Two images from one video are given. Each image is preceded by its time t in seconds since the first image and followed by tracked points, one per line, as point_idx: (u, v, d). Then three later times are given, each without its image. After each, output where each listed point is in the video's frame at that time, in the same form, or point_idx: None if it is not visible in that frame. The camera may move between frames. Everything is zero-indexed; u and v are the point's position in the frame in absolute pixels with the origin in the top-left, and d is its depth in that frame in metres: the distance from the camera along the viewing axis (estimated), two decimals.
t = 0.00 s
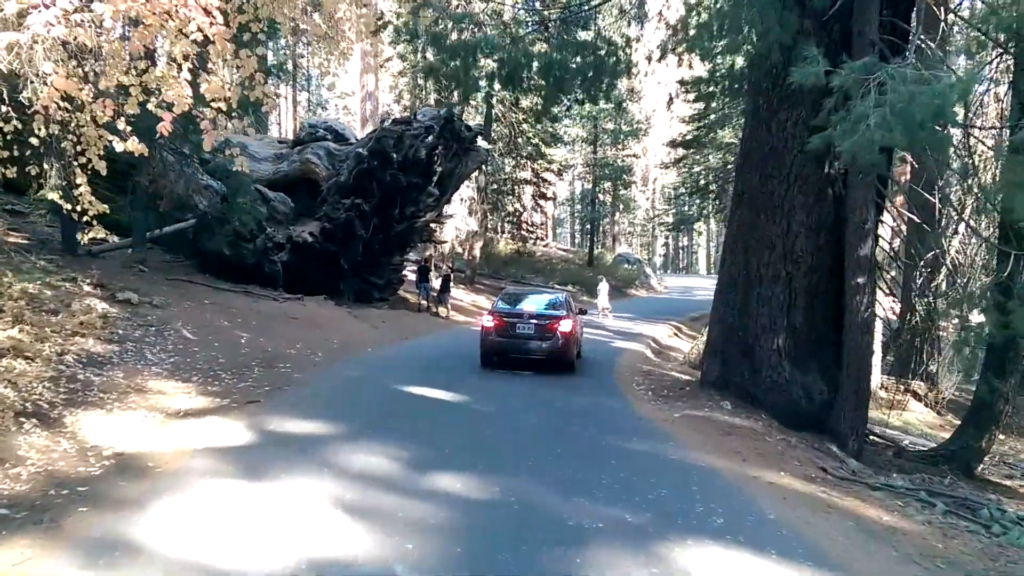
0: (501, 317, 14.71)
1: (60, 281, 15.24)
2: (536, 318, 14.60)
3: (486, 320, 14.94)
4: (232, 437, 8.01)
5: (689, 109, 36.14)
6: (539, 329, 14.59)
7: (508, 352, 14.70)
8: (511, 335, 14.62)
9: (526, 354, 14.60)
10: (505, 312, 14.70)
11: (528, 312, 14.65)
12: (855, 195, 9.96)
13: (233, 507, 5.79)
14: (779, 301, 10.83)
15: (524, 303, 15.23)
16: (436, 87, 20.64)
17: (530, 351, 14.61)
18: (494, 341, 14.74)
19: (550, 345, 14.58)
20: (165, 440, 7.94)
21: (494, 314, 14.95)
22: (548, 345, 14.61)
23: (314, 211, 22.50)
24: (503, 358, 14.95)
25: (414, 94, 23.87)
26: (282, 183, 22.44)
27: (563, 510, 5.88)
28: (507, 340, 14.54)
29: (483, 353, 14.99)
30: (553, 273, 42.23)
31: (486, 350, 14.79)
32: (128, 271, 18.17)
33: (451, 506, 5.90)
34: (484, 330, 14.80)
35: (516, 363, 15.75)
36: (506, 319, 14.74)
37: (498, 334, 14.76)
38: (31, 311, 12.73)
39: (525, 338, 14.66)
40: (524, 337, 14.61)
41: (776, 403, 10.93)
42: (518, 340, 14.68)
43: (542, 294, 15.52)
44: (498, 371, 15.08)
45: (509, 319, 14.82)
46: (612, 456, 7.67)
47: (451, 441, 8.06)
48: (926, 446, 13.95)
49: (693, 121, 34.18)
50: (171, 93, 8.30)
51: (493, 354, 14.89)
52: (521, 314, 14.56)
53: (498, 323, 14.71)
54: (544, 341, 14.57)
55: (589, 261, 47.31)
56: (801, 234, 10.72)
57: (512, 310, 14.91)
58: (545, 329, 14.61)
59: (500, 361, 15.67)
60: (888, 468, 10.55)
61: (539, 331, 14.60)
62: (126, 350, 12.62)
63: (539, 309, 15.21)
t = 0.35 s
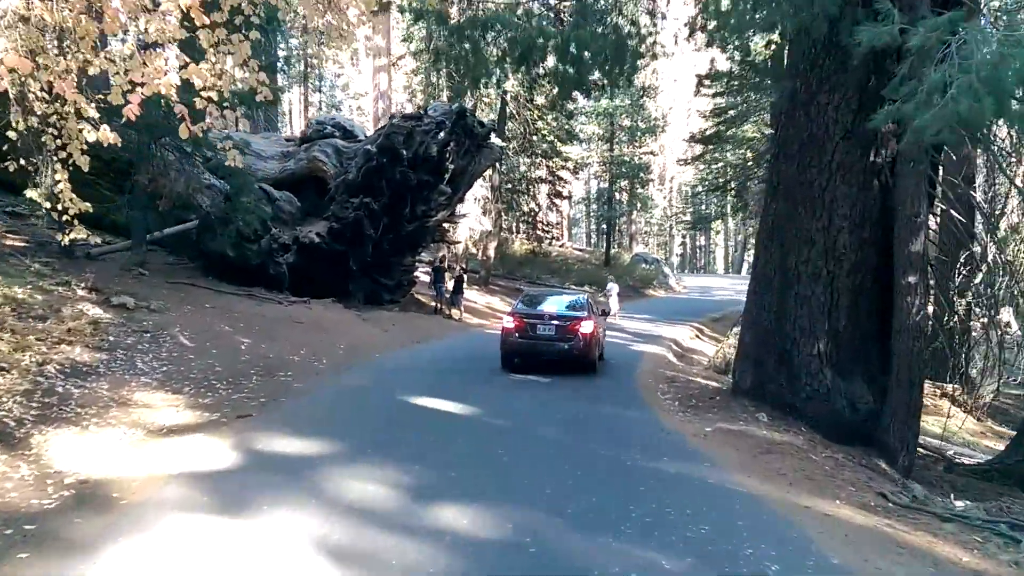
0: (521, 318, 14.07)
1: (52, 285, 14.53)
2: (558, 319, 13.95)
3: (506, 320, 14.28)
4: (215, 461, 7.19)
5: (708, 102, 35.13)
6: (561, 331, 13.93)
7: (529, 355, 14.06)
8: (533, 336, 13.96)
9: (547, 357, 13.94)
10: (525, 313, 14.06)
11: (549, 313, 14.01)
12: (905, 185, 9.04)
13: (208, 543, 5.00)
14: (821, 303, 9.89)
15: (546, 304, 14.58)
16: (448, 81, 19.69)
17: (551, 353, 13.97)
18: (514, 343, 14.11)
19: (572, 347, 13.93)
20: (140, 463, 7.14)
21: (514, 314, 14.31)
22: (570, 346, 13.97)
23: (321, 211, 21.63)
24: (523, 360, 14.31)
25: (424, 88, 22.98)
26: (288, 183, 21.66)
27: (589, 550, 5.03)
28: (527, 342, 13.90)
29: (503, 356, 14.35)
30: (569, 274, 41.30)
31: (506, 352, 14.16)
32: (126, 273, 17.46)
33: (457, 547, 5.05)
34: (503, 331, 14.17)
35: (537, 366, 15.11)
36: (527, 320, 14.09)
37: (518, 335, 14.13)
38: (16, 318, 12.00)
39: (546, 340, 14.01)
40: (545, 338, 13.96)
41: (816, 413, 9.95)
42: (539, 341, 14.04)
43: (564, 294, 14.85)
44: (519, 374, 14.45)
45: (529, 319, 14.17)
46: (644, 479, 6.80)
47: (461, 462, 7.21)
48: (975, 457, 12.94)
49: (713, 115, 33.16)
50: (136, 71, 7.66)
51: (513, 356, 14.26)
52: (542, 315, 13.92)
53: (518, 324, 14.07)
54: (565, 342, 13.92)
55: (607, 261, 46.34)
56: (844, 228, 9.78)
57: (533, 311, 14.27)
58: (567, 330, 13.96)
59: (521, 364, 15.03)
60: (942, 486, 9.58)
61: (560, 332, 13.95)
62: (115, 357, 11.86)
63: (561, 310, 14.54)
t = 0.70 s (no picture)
0: (535, 318, 14.16)
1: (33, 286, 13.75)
2: (572, 319, 14.01)
3: (520, 321, 14.33)
4: (179, 487, 6.37)
5: (721, 96, 34.14)
6: (575, 330, 13.98)
7: (544, 354, 14.15)
8: (548, 336, 14.02)
9: (562, 356, 14.03)
10: (539, 313, 14.16)
11: (563, 313, 14.08)
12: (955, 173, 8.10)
13: None
14: (859, 305, 8.96)
15: (560, 303, 14.63)
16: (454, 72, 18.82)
17: (566, 352, 14.02)
18: (529, 342, 14.19)
19: (587, 346, 13.96)
20: (94, 492, 6.33)
21: (528, 315, 14.36)
22: (585, 346, 13.98)
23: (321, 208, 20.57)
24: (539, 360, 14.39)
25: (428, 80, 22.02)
26: (287, 179, 20.73)
27: None
28: (542, 342, 13.98)
29: (518, 356, 14.46)
30: (579, 272, 40.41)
31: (521, 352, 14.27)
32: (114, 274, 16.63)
33: None
34: (518, 331, 14.27)
35: (553, 366, 15.17)
36: (541, 320, 14.18)
37: (532, 335, 14.20)
38: None
39: (560, 339, 14.08)
40: (560, 338, 14.03)
41: (855, 427, 9.02)
42: (553, 341, 14.11)
43: (578, 293, 14.84)
44: (535, 374, 14.52)
45: (543, 320, 14.23)
46: (668, 511, 5.91)
47: (460, 488, 6.36)
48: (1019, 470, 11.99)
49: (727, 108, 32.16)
50: (100, 33, 6.99)
51: (528, 356, 14.34)
52: (556, 315, 13.99)
53: (533, 324, 14.16)
54: (580, 342, 13.96)
55: (617, 260, 45.41)
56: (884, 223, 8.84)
57: (547, 310, 14.34)
58: (582, 330, 13.99)
59: (537, 364, 15.10)
60: (997, 508, 8.66)
61: (575, 331, 14.00)
62: (93, 364, 11.07)
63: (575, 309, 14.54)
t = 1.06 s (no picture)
0: (545, 318, 14.19)
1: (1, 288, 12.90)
2: (582, 319, 14.04)
3: (530, 320, 14.42)
4: (124, 522, 5.52)
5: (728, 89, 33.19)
6: (585, 331, 14.01)
7: (554, 354, 14.18)
8: (557, 336, 14.10)
9: (572, 356, 14.05)
10: (549, 313, 14.20)
11: (573, 313, 14.12)
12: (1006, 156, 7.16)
13: None
14: (896, 304, 8.04)
15: (570, 303, 14.69)
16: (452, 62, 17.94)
17: (576, 352, 14.04)
18: (539, 342, 14.22)
19: (597, 347, 13.97)
20: (25, 528, 5.48)
21: (538, 314, 14.45)
22: (595, 346, 14.01)
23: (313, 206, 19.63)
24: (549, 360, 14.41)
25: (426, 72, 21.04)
26: (277, 176, 19.78)
27: None
28: (552, 342, 14.00)
29: (528, 356, 14.46)
30: (582, 272, 39.52)
31: (530, 352, 14.28)
32: (93, 275, 15.76)
33: None
34: (528, 332, 14.29)
35: (562, 366, 15.22)
36: (551, 320, 14.21)
37: (542, 335, 14.22)
38: None
39: (570, 340, 14.10)
40: (570, 338, 14.05)
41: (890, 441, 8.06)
42: (563, 341, 14.14)
43: (587, 293, 14.91)
44: (545, 374, 14.53)
45: (553, 319, 14.31)
46: (691, 553, 5.01)
47: (448, 522, 5.52)
48: None
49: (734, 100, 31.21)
50: None
51: (538, 356, 14.36)
52: (566, 315, 14.03)
53: (542, 324, 14.20)
54: (590, 343, 13.97)
55: (621, 258, 44.49)
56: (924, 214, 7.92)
57: (557, 311, 14.38)
58: (592, 330, 13.99)
59: (546, 363, 15.13)
60: None
61: (585, 332, 14.01)
62: (56, 373, 10.21)
63: (585, 308, 14.60)
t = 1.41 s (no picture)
0: (550, 318, 13.90)
1: None
2: (588, 320, 13.73)
3: (536, 321, 14.09)
4: (43, 566, 4.63)
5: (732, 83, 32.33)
6: (591, 331, 13.69)
7: (560, 356, 13.87)
8: (562, 336, 13.77)
9: (578, 358, 13.72)
10: (555, 313, 13.90)
11: (579, 313, 13.80)
12: None
13: None
14: (936, 308, 7.14)
15: (576, 303, 14.36)
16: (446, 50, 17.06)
17: (582, 354, 13.69)
18: (544, 343, 13.91)
19: (603, 348, 13.64)
20: None
21: (544, 315, 14.11)
22: (601, 348, 13.66)
23: (301, 202, 18.72)
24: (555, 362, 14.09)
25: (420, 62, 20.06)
26: (263, 172, 18.82)
27: None
28: (558, 343, 13.69)
29: (533, 357, 14.16)
30: (582, 271, 38.64)
31: (536, 353, 13.97)
32: (64, 275, 14.87)
33: None
34: (533, 333, 13.99)
35: (570, 367, 14.89)
36: (556, 321, 13.91)
37: (547, 336, 13.91)
38: None
39: (576, 341, 13.78)
40: (576, 339, 13.74)
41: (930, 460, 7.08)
42: (569, 342, 13.83)
43: (593, 293, 14.58)
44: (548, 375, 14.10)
45: (558, 320, 13.98)
46: None
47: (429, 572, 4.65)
48: None
49: (739, 94, 30.35)
50: None
51: (544, 357, 14.05)
52: (572, 315, 13.72)
53: (548, 324, 13.89)
54: (597, 344, 13.64)
55: (621, 257, 43.59)
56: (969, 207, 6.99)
57: (563, 311, 14.07)
58: (598, 330, 13.67)
59: (552, 365, 14.81)
60: None
61: (591, 332, 13.70)
62: (6, 383, 9.31)
63: (591, 309, 14.26)
